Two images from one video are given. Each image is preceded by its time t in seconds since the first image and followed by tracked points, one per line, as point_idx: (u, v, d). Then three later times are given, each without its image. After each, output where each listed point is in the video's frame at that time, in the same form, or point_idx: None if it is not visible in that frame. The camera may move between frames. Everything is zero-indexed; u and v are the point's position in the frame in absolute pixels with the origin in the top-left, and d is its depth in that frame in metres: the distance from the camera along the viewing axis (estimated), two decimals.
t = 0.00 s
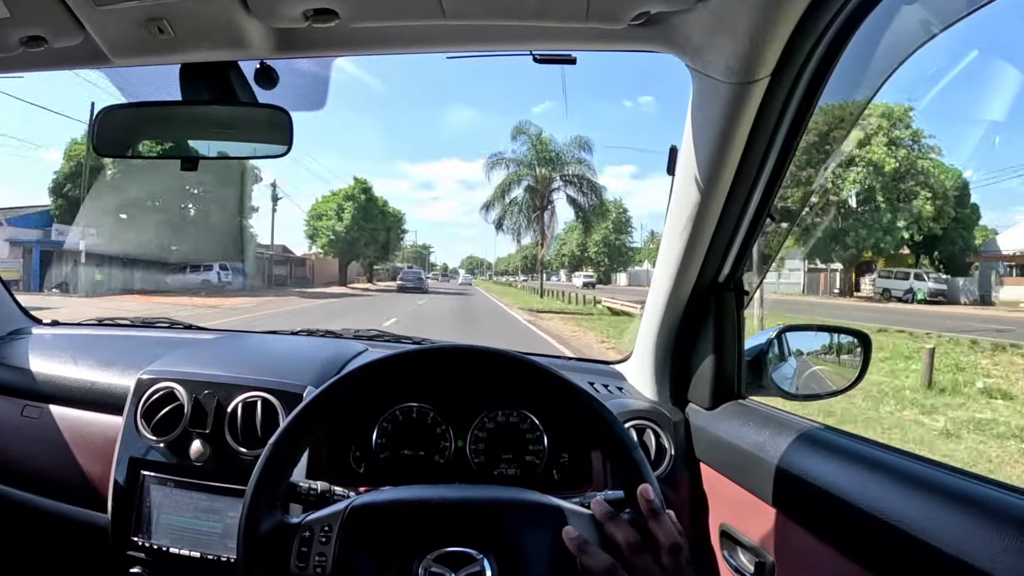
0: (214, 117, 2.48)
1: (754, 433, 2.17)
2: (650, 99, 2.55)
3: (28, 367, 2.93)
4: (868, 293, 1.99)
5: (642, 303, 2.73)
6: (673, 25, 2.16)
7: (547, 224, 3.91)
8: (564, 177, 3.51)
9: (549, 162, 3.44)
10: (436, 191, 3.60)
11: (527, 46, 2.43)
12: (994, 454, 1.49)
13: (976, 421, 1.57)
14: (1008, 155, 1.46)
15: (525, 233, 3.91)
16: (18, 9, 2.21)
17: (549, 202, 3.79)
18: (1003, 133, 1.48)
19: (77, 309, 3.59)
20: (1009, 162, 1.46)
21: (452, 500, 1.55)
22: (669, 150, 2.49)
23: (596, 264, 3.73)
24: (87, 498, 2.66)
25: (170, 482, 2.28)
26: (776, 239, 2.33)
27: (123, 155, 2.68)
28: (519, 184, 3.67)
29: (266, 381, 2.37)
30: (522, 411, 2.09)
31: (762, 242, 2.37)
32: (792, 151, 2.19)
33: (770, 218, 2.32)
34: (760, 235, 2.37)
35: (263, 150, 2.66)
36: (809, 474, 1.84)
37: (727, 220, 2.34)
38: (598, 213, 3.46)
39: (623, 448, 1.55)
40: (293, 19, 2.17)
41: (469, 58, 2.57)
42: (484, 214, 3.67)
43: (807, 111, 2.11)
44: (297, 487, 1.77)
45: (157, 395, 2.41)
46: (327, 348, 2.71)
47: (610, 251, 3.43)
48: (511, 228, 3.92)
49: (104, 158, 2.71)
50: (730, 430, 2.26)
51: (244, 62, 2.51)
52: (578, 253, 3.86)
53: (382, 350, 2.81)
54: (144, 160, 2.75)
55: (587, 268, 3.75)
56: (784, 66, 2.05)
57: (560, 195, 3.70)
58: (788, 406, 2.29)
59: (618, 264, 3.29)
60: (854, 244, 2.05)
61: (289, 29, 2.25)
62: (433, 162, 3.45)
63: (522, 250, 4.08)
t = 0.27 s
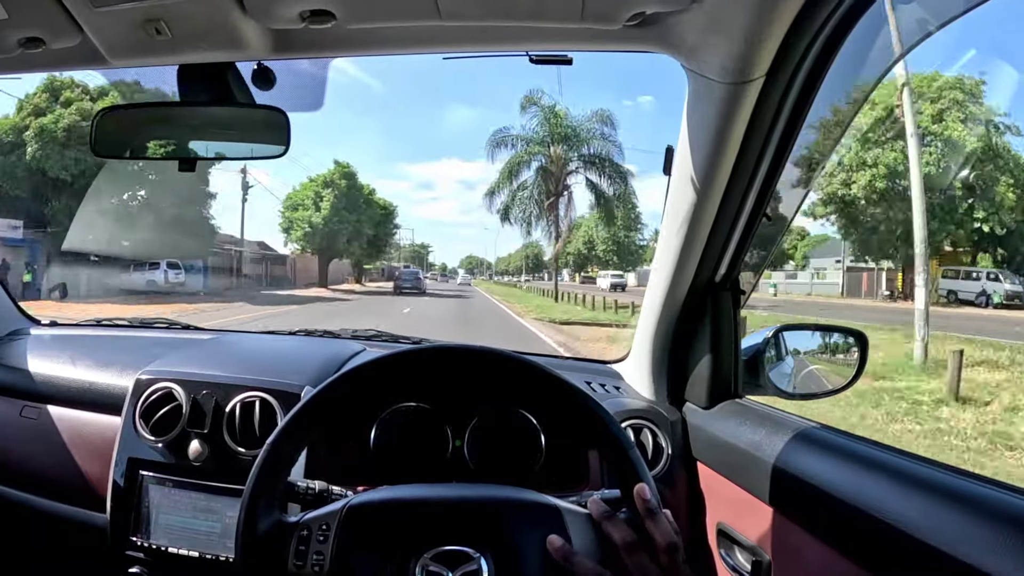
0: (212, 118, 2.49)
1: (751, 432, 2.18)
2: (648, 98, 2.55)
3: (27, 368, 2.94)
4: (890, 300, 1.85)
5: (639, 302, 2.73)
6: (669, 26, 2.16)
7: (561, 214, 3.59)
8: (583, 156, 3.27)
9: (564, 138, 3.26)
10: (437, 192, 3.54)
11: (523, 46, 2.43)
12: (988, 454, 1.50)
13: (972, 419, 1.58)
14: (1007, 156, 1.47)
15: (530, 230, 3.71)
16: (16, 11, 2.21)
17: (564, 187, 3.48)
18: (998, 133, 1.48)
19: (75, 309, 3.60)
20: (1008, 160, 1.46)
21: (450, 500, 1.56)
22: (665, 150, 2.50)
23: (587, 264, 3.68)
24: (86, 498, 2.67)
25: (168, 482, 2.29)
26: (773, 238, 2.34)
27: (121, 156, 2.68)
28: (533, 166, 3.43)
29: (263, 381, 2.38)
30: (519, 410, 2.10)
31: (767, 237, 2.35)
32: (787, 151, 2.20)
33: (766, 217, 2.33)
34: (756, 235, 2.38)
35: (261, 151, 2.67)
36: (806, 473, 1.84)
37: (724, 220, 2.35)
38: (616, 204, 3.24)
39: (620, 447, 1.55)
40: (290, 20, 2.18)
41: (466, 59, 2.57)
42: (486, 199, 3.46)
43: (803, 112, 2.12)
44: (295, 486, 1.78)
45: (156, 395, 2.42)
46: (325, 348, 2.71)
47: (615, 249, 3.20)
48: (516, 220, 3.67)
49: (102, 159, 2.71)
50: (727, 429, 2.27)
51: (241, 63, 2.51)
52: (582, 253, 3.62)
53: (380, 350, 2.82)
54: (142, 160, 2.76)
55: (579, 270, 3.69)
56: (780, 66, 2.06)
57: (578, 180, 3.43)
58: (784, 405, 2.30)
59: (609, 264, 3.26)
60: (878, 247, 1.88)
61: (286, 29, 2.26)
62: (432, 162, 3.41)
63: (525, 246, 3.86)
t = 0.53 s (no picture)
0: (210, 117, 2.48)
1: (750, 431, 2.17)
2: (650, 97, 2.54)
3: (24, 369, 2.93)
4: (946, 304, 1.62)
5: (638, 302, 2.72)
6: (668, 24, 2.16)
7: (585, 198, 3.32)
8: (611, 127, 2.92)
9: (590, 103, 2.92)
10: (437, 190, 3.48)
11: (522, 45, 2.43)
12: (988, 452, 1.50)
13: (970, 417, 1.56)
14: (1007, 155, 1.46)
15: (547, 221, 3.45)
16: (12, 10, 2.20)
17: (588, 166, 3.22)
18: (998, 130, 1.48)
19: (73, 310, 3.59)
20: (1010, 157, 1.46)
21: (449, 501, 1.55)
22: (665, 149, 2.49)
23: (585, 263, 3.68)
24: (84, 500, 2.66)
25: (167, 483, 2.28)
26: (772, 238, 2.34)
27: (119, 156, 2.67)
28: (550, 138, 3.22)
29: (261, 381, 2.37)
30: (518, 410, 2.09)
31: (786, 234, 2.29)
32: (786, 149, 2.20)
33: (765, 217, 2.33)
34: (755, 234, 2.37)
35: (258, 152, 2.66)
36: (807, 473, 1.84)
37: (723, 219, 2.34)
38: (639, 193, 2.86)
39: (619, 447, 1.55)
40: (288, 19, 2.17)
41: (464, 58, 2.57)
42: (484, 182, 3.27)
43: (802, 110, 2.12)
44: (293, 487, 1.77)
45: (153, 396, 2.41)
46: (323, 348, 2.70)
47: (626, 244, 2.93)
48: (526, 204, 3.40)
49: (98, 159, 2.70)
50: (726, 428, 2.26)
51: (238, 62, 2.51)
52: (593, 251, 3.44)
53: (378, 350, 2.81)
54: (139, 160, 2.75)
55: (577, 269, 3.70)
56: (779, 64, 2.05)
57: (603, 156, 3.09)
58: (784, 404, 2.29)
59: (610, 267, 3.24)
60: (941, 234, 1.63)
61: (283, 28, 2.25)
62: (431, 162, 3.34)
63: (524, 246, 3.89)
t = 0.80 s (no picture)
0: (207, 122, 2.49)
1: (747, 433, 2.18)
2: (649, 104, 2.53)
3: (23, 373, 2.93)
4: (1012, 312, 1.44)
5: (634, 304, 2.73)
6: (663, 30, 2.17)
7: (624, 172, 3.15)
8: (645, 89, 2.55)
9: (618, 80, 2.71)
10: (437, 191, 3.58)
11: (518, 49, 2.43)
12: (983, 455, 1.51)
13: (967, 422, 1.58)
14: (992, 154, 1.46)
15: (577, 198, 3.33)
16: (9, 17, 2.21)
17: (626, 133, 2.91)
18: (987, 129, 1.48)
19: (72, 313, 3.60)
20: (998, 159, 1.44)
21: (447, 506, 1.56)
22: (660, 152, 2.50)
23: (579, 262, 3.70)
24: (84, 503, 2.67)
25: (166, 487, 2.29)
26: (767, 241, 2.35)
27: (116, 161, 2.68)
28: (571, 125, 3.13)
29: (260, 385, 2.38)
30: (516, 413, 2.10)
31: (816, 229, 2.17)
32: (781, 152, 2.21)
33: (761, 219, 2.35)
34: (750, 236, 2.38)
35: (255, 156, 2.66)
36: (803, 475, 1.85)
37: (719, 222, 2.35)
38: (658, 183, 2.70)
39: (615, 451, 1.56)
40: (283, 25, 2.18)
41: (461, 61, 2.57)
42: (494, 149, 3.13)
43: (797, 114, 2.13)
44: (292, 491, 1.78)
45: (152, 400, 2.42)
46: (321, 352, 2.71)
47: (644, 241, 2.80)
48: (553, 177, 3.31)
49: (96, 164, 2.71)
50: (722, 430, 2.27)
51: (235, 67, 2.52)
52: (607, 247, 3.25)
53: (376, 352, 2.82)
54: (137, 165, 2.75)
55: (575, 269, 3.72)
56: (774, 68, 2.06)
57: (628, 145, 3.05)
58: (780, 406, 2.31)
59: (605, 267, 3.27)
60: (1008, 247, 1.43)
61: (280, 34, 2.26)
62: (431, 163, 3.39)
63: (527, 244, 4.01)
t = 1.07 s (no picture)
0: (204, 119, 2.48)
1: (746, 431, 2.17)
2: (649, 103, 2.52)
3: (20, 370, 2.92)
4: None
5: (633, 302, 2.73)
6: (662, 25, 2.17)
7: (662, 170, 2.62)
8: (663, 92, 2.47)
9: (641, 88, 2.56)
10: (436, 191, 3.63)
11: (516, 45, 2.43)
12: (985, 450, 1.51)
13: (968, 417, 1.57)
14: (1000, 156, 1.48)
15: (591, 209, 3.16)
16: (6, 11, 2.20)
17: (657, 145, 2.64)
18: (990, 127, 1.50)
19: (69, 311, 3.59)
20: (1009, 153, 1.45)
21: (445, 504, 1.55)
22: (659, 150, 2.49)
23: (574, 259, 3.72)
24: (81, 501, 2.66)
25: (163, 485, 2.28)
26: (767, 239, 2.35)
27: (114, 158, 2.67)
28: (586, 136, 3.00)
29: (257, 382, 2.37)
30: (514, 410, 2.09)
31: (847, 225, 1.98)
32: (781, 148, 2.21)
33: (759, 216, 2.34)
34: (750, 233, 2.38)
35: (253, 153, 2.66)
36: (804, 473, 1.84)
37: (718, 219, 2.35)
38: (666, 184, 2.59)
39: (614, 448, 1.55)
40: (282, 20, 2.17)
41: (460, 58, 2.57)
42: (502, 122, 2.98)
43: (796, 110, 2.13)
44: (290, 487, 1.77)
45: (149, 398, 2.41)
46: (319, 349, 2.70)
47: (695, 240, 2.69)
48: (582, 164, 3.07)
49: (93, 160, 2.70)
50: (722, 428, 2.27)
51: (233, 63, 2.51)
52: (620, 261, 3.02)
53: (375, 350, 2.81)
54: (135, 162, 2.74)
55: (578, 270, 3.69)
56: (773, 64, 2.05)
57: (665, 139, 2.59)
58: (779, 403, 2.30)
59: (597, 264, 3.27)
60: None
61: (278, 29, 2.25)
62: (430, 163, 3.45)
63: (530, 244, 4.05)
